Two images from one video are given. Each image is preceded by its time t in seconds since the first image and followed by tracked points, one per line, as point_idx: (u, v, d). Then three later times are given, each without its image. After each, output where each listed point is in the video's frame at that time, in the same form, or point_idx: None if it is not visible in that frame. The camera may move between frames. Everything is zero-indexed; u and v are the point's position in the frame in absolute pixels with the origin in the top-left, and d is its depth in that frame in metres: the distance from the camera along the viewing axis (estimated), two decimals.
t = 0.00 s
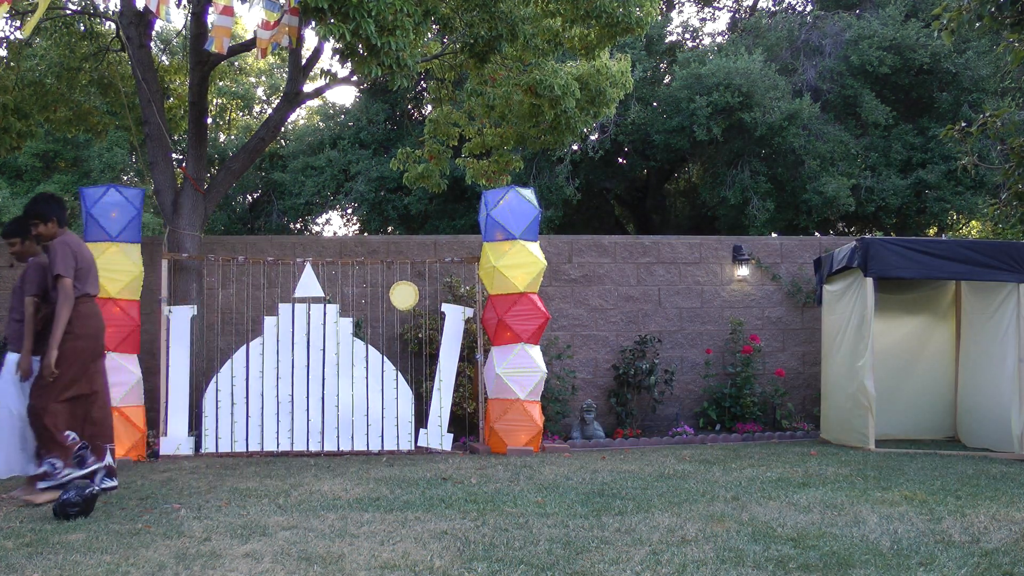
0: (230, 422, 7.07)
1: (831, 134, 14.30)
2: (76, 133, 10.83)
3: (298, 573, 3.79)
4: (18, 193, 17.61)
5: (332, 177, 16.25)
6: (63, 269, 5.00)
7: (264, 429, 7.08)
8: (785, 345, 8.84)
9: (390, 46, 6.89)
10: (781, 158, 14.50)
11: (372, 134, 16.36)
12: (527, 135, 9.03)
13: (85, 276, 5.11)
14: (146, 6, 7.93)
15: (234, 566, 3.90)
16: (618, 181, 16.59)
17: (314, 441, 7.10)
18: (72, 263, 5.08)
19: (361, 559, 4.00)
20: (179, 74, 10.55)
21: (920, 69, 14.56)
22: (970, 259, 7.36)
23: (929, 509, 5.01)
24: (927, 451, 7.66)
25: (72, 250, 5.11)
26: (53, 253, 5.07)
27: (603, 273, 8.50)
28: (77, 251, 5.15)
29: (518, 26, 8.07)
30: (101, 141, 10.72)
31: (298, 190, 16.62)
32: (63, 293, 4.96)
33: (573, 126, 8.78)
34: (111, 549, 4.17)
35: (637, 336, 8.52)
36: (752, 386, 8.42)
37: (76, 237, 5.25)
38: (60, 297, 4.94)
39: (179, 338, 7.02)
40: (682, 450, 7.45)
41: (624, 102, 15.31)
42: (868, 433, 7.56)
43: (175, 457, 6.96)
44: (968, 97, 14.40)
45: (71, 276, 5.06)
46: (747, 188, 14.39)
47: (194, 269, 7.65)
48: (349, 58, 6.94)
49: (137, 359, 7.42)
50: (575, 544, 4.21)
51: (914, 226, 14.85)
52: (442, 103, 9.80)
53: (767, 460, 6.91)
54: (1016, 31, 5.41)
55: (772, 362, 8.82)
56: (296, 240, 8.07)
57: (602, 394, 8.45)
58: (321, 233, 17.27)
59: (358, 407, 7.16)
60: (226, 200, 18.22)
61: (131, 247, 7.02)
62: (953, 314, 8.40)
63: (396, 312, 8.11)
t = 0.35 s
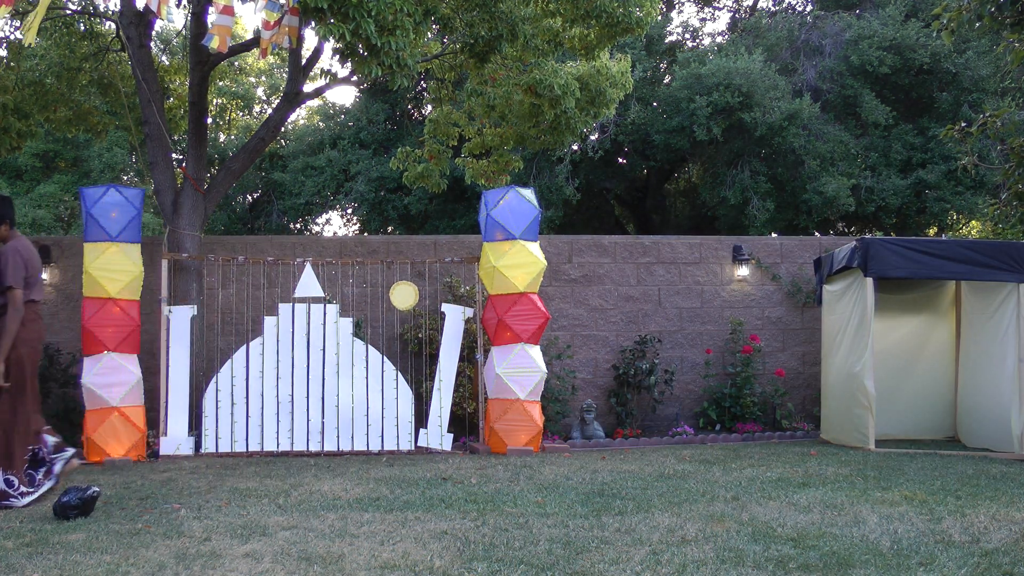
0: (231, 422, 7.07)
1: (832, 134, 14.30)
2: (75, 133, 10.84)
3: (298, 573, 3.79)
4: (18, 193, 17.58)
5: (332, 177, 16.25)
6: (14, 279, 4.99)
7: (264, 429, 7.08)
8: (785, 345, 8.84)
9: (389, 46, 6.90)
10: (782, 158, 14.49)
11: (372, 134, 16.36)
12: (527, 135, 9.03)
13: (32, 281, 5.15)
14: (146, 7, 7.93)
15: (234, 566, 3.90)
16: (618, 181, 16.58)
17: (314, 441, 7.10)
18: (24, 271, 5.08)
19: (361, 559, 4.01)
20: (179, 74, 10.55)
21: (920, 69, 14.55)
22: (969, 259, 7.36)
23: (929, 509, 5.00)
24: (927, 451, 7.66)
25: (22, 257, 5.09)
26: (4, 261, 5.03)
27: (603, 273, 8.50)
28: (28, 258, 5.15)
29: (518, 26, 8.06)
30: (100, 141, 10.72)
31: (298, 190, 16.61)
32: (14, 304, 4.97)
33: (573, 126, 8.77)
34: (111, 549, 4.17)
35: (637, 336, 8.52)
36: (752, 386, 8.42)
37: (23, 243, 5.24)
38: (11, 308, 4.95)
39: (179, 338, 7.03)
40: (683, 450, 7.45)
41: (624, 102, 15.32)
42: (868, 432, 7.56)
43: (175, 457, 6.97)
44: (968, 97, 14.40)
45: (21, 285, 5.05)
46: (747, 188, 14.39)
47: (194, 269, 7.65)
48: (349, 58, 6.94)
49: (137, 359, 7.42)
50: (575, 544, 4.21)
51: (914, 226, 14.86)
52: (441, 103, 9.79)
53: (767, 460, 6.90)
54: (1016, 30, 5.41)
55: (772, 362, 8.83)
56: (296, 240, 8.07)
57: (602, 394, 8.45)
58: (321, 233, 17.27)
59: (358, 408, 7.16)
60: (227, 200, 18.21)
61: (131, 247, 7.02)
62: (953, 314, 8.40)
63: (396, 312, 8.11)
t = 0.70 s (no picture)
0: (234, 426, 7.07)
1: (835, 137, 14.28)
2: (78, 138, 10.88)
3: None
4: (22, 197, 17.61)
5: (336, 181, 16.29)
6: None
7: (268, 433, 7.07)
8: (788, 349, 8.82)
9: (392, 49, 6.91)
10: (785, 161, 14.47)
11: (375, 138, 16.37)
12: (530, 139, 9.03)
13: None
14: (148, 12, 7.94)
15: (238, 570, 3.90)
16: (622, 185, 16.58)
17: (317, 445, 7.09)
18: None
19: (365, 563, 4.00)
20: (182, 79, 10.59)
21: (922, 71, 14.53)
22: (972, 262, 7.35)
23: (933, 514, 4.99)
24: (931, 454, 7.65)
25: None
26: None
27: (606, 277, 8.49)
28: None
29: (521, 30, 8.07)
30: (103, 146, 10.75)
31: (303, 194, 16.62)
32: None
33: (576, 129, 8.75)
34: (115, 553, 4.18)
35: (641, 340, 8.51)
36: (755, 390, 8.40)
37: None
38: None
39: (183, 342, 7.03)
40: (686, 453, 7.43)
41: (627, 106, 15.35)
42: (872, 436, 7.55)
43: (179, 461, 6.97)
44: (972, 99, 14.36)
45: None
46: (751, 192, 14.38)
47: (198, 274, 7.66)
48: (352, 62, 6.95)
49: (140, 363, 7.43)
50: (579, 548, 4.21)
51: (918, 229, 14.84)
52: (444, 107, 9.80)
53: (771, 464, 6.89)
54: (1020, 32, 5.42)
55: (775, 365, 8.81)
56: (299, 244, 8.07)
57: (605, 398, 8.44)
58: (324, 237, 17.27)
59: (362, 412, 7.16)
60: (230, 205, 18.22)
61: (134, 251, 7.03)
62: (956, 317, 8.39)
63: (399, 316, 8.10)
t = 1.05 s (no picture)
0: (280, 426, 7.13)
1: (883, 139, 14.04)
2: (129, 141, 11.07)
3: None
4: (73, 200, 18.00)
5: (382, 183, 16.40)
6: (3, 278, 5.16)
7: (313, 433, 7.12)
8: (836, 354, 8.68)
9: (439, 53, 6.91)
10: (832, 163, 14.25)
11: (422, 140, 16.44)
12: (577, 142, 8.99)
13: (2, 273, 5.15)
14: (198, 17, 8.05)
15: (283, 568, 3.94)
16: (668, 188, 16.49)
17: (363, 446, 7.13)
18: None
19: (410, 564, 4.01)
20: (230, 83, 10.73)
21: (974, 71, 14.23)
22: None
23: (985, 523, 4.88)
24: (983, 463, 7.47)
25: None
26: None
27: (653, 280, 8.44)
28: None
29: (567, 32, 8.04)
30: (154, 149, 10.91)
31: (348, 196, 16.78)
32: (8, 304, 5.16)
33: (623, 132, 8.65)
34: (162, 549, 4.23)
35: (687, 344, 8.44)
36: (802, 395, 8.28)
37: None
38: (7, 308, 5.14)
39: (230, 342, 7.12)
40: (732, 459, 7.35)
41: (674, 108, 15.31)
42: (921, 444, 7.40)
43: (226, 460, 7.06)
44: None
45: None
46: (798, 194, 14.20)
47: (245, 275, 7.75)
48: (399, 65, 6.97)
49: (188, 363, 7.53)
50: (625, 551, 4.19)
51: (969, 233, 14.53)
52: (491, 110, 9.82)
53: (818, 470, 6.78)
54: None
55: (823, 371, 8.68)
56: (345, 246, 8.12)
57: (651, 402, 8.39)
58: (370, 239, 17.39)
59: (407, 414, 7.18)
60: (277, 207, 18.45)
61: (182, 253, 7.12)
62: (1009, 322, 8.20)
63: (446, 318, 8.11)
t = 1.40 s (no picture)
0: (311, 428, 7.18)
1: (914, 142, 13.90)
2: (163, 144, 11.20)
3: None
4: (106, 202, 18.22)
5: (413, 186, 16.48)
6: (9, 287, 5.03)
7: (344, 435, 7.16)
8: (867, 359, 8.61)
9: (471, 57, 6.94)
10: (864, 167, 14.16)
11: (453, 144, 16.48)
12: (608, 146, 8.98)
13: (7, 279, 5.01)
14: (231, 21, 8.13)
15: (315, 570, 3.96)
16: (699, 192, 16.43)
17: (393, 448, 7.16)
18: None
19: (441, 567, 4.02)
20: (262, 87, 10.83)
21: (1008, 74, 14.06)
22: None
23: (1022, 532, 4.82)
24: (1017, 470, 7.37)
25: None
26: None
27: (684, 285, 8.42)
28: None
29: (599, 36, 8.08)
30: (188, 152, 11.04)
31: (380, 199, 16.89)
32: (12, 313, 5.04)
33: (654, 136, 8.64)
34: (194, 550, 4.27)
35: (717, 348, 8.41)
36: (833, 401, 8.23)
37: None
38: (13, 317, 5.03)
39: (261, 344, 7.18)
40: (763, 464, 7.31)
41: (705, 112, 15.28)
42: (954, 450, 7.30)
43: (257, 461, 7.11)
44: None
45: None
46: (829, 199, 14.12)
47: (277, 277, 7.81)
48: (431, 68, 7.04)
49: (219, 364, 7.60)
50: (655, 556, 4.18)
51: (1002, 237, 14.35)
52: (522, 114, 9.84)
53: (850, 477, 6.73)
54: None
55: (854, 376, 8.62)
56: (377, 249, 8.17)
57: (681, 406, 8.37)
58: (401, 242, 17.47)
59: (437, 416, 7.21)
60: (309, 210, 18.58)
61: (214, 255, 7.19)
62: None
63: (477, 321, 8.13)
